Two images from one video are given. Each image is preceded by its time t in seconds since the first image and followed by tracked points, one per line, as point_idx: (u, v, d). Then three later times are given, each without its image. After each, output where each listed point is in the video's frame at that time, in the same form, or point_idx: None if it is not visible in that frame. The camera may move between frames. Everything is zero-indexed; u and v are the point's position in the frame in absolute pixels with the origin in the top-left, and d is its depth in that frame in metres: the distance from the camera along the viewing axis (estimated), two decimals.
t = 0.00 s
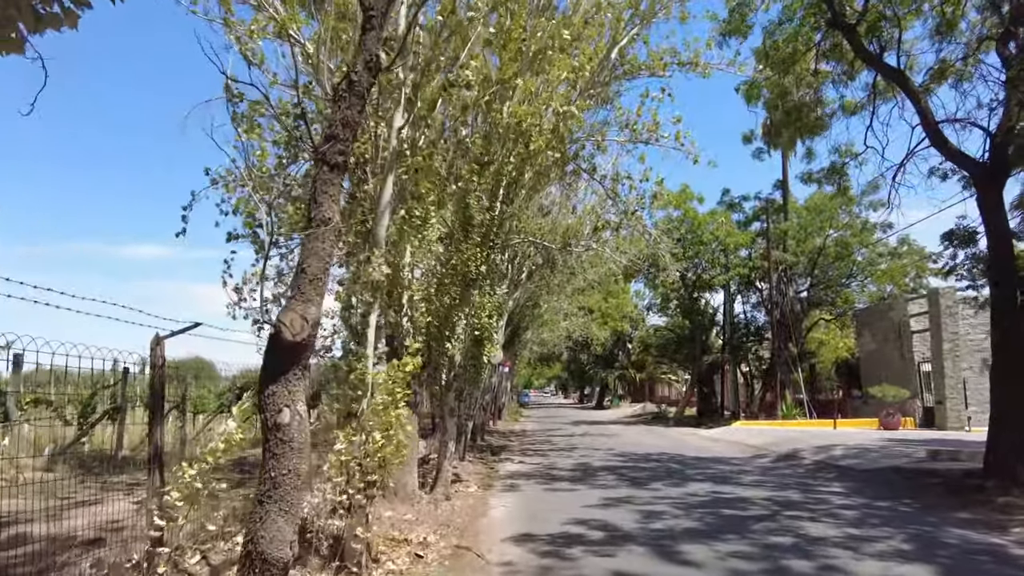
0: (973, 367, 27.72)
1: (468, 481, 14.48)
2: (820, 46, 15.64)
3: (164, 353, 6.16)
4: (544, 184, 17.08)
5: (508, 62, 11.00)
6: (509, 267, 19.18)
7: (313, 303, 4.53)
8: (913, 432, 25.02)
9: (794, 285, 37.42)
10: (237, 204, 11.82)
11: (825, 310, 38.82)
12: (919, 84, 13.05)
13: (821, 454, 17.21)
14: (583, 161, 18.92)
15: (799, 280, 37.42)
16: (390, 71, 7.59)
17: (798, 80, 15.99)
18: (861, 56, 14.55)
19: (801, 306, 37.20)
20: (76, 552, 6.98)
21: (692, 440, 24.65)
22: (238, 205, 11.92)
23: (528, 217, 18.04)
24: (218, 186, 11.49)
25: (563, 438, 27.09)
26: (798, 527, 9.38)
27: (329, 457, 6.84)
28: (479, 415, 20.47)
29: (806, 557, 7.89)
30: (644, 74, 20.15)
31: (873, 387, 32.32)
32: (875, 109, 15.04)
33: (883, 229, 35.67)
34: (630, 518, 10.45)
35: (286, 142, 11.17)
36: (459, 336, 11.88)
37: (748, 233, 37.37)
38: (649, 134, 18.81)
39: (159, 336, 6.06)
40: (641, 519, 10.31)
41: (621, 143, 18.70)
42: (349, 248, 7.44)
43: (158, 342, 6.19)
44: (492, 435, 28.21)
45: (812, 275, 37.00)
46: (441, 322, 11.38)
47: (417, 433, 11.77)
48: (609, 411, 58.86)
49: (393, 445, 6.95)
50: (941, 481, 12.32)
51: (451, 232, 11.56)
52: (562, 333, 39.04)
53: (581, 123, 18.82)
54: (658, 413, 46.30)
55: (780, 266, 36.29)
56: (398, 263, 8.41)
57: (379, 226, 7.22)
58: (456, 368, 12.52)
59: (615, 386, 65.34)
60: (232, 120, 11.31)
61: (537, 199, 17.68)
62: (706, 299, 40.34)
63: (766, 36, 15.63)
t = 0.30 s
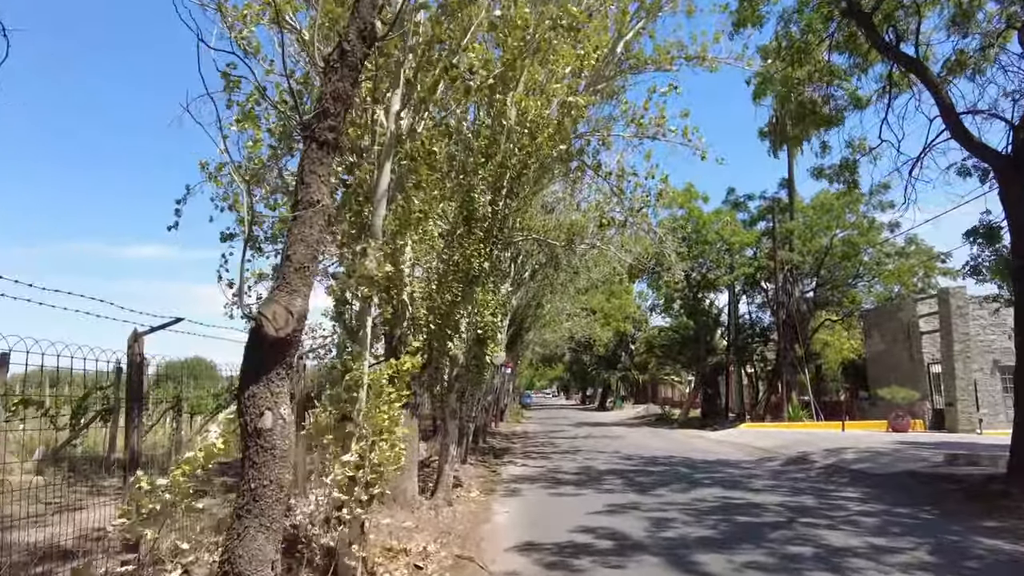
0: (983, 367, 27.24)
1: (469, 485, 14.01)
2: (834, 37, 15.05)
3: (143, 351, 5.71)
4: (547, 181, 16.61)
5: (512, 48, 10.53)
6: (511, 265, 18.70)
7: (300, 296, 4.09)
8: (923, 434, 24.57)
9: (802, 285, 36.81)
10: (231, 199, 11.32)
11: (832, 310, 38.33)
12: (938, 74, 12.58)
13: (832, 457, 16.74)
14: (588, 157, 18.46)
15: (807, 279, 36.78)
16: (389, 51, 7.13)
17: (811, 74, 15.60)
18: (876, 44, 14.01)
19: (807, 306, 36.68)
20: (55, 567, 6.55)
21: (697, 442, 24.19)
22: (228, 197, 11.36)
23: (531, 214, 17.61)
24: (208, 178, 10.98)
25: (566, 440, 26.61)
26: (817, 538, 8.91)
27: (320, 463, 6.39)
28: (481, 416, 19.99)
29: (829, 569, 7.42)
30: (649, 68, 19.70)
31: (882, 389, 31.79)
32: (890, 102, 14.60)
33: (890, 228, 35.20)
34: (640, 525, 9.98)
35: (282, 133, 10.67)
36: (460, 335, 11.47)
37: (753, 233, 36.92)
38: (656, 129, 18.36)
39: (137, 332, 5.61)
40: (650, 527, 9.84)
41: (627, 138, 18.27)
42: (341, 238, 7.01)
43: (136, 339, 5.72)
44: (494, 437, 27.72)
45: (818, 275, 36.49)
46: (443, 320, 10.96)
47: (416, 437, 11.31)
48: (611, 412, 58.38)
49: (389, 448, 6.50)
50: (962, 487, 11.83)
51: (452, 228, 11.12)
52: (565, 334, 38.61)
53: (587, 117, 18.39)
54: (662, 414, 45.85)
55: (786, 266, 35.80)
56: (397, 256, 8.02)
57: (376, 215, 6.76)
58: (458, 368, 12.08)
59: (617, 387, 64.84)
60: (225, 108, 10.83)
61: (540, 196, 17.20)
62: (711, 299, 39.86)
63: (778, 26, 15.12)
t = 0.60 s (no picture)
0: (989, 365, 26.80)
1: (465, 486, 13.57)
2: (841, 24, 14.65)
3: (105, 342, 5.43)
4: (545, 174, 16.17)
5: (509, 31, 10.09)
6: (509, 261, 18.25)
7: (265, 277, 3.65)
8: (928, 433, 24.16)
9: (804, 283, 36.36)
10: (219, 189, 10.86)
11: (834, 308, 37.89)
12: (950, 61, 12.14)
13: (839, 457, 16.32)
14: (587, 150, 18.02)
15: (810, 277, 36.34)
16: (377, 24, 6.69)
17: (817, 63, 15.18)
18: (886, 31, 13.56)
19: (809, 304, 36.23)
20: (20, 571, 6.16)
21: (699, 441, 23.74)
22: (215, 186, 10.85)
23: (529, 208, 17.16)
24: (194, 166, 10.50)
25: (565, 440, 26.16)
26: (829, 541, 8.49)
27: (300, 464, 5.96)
28: (478, 416, 19.54)
29: None
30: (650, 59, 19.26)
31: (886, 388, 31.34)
32: (899, 92, 14.20)
33: (894, 225, 34.76)
34: (643, 528, 9.55)
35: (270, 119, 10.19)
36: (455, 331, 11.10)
37: (755, 230, 36.48)
38: (658, 120, 17.88)
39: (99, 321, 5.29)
40: (654, 530, 9.41)
41: (628, 130, 17.80)
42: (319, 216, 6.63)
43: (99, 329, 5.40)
44: (492, 437, 27.25)
45: (820, 272, 36.02)
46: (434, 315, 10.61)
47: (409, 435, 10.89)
48: (611, 412, 57.89)
49: (374, 448, 6.06)
50: (976, 487, 11.41)
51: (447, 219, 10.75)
52: (564, 333, 38.16)
53: (586, 108, 17.92)
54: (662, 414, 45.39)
55: (788, 263, 35.33)
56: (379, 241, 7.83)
57: (360, 196, 6.39)
58: (452, 365, 11.67)
59: (617, 387, 64.36)
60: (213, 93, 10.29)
61: (538, 190, 16.75)
62: (712, 297, 39.40)
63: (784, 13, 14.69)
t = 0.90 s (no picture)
0: (993, 363, 26.34)
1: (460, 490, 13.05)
2: (848, 10, 14.15)
3: (52, 340, 4.97)
4: (541, 168, 15.67)
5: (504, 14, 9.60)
6: (505, 256, 17.74)
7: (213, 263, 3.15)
8: (934, 433, 23.69)
9: (806, 280, 35.91)
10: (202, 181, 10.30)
11: (836, 306, 37.44)
12: (965, 45, 11.63)
13: (846, 457, 15.84)
14: (585, 143, 17.52)
15: (811, 274, 35.89)
16: None
17: (823, 51, 14.68)
18: (896, 16, 13.05)
19: (811, 302, 35.74)
20: None
21: (701, 442, 23.26)
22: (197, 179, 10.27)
23: (526, 202, 16.66)
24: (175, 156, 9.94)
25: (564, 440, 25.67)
26: (845, 551, 7.98)
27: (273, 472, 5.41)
28: (474, 416, 19.03)
29: None
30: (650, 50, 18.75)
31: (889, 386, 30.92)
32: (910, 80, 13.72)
33: (895, 222, 34.29)
34: (646, 535, 9.04)
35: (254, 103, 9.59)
36: (449, 328, 10.66)
37: (755, 227, 36.04)
38: (658, 112, 17.35)
39: (41, 315, 4.85)
40: (659, 537, 8.90)
41: (627, 122, 17.27)
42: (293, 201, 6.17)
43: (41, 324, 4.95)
44: (489, 437, 26.75)
45: (821, 269, 35.57)
46: (428, 310, 10.19)
47: (400, 437, 10.41)
48: (610, 411, 57.46)
49: (351, 453, 5.55)
50: (994, 490, 10.93)
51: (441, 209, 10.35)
52: (561, 332, 37.69)
53: (584, 100, 17.38)
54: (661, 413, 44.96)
55: (789, 261, 34.80)
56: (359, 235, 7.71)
57: (337, 180, 5.96)
58: (445, 364, 11.13)
59: (615, 386, 63.91)
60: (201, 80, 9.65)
61: (534, 185, 16.24)
62: (711, 295, 38.93)
63: None
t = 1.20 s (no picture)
0: (1003, 361, 25.82)
1: (457, 493, 12.59)
2: None
3: None
4: (542, 159, 15.18)
5: None
6: (504, 251, 17.27)
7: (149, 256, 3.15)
8: (943, 433, 23.22)
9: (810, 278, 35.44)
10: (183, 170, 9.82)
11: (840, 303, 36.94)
12: (986, 30, 11.13)
13: (856, 459, 15.37)
14: (587, 135, 17.03)
15: (815, 272, 35.42)
16: None
17: (834, 39, 14.17)
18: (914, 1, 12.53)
19: (815, 300, 35.25)
20: None
21: (704, 442, 22.80)
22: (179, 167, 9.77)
23: (526, 195, 16.17)
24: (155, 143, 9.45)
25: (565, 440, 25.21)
26: (865, 563, 7.52)
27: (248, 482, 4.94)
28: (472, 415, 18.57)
29: None
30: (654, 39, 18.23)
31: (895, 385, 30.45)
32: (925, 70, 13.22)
33: (900, 219, 33.74)
34: (651, 543, 8.56)
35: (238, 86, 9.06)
36: (447, 324, 10.23)
37: (759, 223, 35.52)
38: (662, 103, 16.86)
39: None
40: (665, 546, 8.44)
41: (631, 113, 16.73)
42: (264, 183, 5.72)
43: None
44: (489, 437, 26.28)
45: (826, 266, 35.08)
46: (425, 304, 9.77)
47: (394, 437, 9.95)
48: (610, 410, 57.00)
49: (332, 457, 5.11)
50: (1015, 496, 10.46)
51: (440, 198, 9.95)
52: (562, 330, 37.20)
53: (586, 91, 16.85)
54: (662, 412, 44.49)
55: (793, 258, 34.26)
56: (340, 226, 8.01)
57: (318, 159, 5.42)
58: (441, 362, 10.62)
59: (616, 384, 63.44)
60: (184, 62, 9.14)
61: (535, 177, 15.74)
62: (713, 293, 38.44)
63: None
